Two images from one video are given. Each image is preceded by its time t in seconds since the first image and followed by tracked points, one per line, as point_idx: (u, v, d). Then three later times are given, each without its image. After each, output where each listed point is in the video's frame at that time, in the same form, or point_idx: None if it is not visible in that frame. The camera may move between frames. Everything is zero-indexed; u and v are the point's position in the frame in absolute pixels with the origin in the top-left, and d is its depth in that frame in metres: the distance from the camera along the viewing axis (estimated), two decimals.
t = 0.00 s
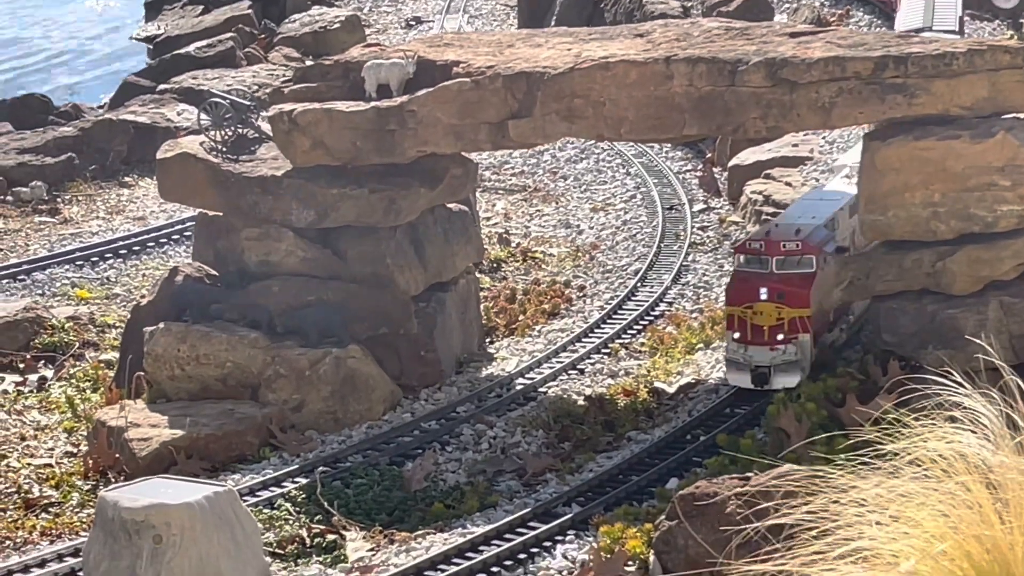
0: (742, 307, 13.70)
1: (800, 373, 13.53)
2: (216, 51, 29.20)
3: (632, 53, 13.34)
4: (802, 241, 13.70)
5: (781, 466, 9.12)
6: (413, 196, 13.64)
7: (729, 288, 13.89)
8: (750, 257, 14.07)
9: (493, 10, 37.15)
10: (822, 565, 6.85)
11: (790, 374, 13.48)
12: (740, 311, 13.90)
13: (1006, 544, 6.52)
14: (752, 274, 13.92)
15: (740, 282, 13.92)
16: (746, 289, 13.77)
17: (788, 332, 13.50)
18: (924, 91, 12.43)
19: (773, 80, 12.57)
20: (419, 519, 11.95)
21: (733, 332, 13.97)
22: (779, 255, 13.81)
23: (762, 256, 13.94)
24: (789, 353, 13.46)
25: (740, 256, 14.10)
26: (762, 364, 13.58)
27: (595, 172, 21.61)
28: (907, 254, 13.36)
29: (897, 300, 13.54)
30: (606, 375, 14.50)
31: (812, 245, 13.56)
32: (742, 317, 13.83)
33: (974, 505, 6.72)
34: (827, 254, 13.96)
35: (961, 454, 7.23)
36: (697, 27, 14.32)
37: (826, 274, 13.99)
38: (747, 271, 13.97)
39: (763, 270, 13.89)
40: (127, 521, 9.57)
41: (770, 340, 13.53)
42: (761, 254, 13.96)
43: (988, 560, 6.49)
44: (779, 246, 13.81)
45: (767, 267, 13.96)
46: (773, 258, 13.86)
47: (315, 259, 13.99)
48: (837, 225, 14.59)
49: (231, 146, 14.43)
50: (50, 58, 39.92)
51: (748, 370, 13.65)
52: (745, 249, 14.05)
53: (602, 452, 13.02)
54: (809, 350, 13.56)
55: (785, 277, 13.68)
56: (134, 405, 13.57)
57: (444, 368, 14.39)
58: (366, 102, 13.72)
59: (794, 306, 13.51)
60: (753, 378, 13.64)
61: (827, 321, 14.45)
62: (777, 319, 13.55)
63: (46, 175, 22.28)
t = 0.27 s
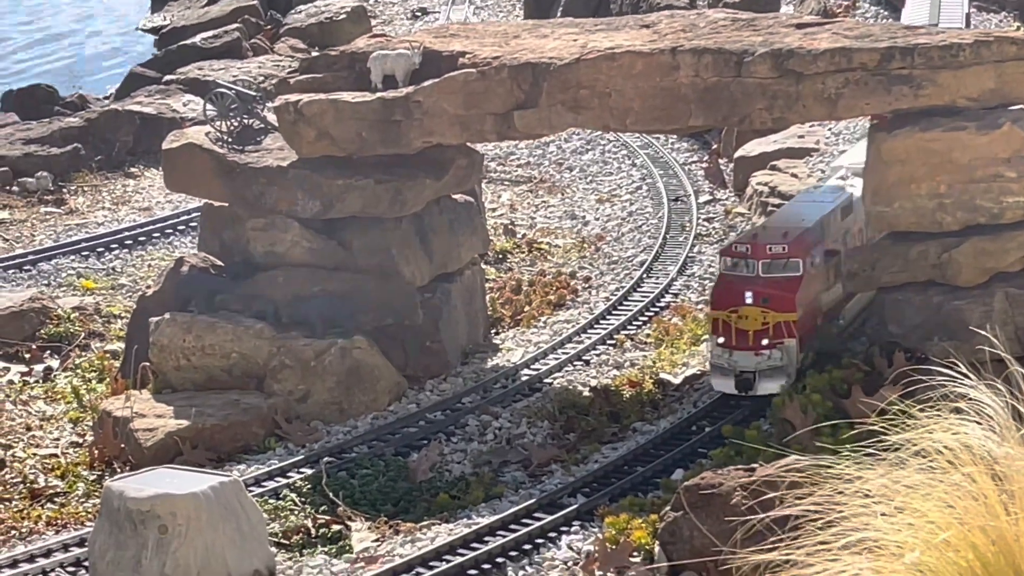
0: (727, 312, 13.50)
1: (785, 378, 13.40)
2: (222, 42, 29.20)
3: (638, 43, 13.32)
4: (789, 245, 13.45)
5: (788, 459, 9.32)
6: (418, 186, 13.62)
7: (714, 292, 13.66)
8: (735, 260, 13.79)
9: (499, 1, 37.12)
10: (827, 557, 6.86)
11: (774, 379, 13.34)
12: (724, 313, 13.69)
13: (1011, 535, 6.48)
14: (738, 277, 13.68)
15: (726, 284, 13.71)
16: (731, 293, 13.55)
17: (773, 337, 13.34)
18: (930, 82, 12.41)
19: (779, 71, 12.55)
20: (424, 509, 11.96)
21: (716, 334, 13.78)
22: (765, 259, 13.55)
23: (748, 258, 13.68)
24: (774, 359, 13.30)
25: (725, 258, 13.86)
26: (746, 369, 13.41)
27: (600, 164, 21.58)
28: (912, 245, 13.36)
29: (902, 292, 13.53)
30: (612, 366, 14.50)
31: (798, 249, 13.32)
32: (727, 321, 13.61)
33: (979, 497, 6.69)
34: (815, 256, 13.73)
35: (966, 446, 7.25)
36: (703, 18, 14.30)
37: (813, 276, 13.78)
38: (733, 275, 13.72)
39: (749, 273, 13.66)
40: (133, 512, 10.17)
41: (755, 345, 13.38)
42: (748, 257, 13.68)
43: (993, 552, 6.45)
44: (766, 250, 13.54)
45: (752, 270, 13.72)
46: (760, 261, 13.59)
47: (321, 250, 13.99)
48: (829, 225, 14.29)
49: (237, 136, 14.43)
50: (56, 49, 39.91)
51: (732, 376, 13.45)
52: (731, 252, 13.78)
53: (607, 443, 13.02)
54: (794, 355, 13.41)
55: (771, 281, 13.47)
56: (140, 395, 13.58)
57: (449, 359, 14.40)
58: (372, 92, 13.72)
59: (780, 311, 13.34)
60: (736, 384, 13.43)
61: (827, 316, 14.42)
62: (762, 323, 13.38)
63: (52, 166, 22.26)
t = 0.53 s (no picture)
0: (713, 313, 13.49)
1: (771, 382, 13.25)
2: (230, 32, 29.19)
3: (646, 33, 13.30)
4: (777, 247, 13.51)
5: (796, 450, 9.45)
6: (427, 175, 13.61)
7: (701, 294, 13.69)
8: (723, 262, 13.87)
9: None
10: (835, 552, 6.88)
11: (761, 383, 13.18)
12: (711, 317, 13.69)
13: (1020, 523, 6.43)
14: (725, 280, 13.73)
15: (713, 288, 13.71)
16: (718, 294, 13.57)
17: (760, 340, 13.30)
18: (939, 71, 12.39)
19: (787, 60, 12.53)
20: (433, 499, 11.98)
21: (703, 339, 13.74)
22: (753, 261, 13.62)
23: (736, 260, 13.75)
24: (762, 362, 13.18)
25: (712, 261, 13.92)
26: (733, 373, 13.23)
27: (609, 153, 21.54)
28: (921, 234, 13.35)
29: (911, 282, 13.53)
30: (620, 355, 14.50)
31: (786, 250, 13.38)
32: (713, 324, 13.59)
33: (988, 486, 6.66)
34: (802, 260, 13.77)
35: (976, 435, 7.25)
36: (712, 7, 14.28)
37: (800, 281, 13.79)
38: (720, 277, 13.77)
39: (736, 275, 13.73)
40: (142, 501, 10.30)
41: (741, 347, 13.31)
42: (735, 258, 13.76)
43: (1003, 541, 6.40)
44: (753, 252, 13.62)
45: (739, 273, 13.77)
46: (747, 263, 13.67)
47: (329, 239, 13.99)
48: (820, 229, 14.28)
49: (245, 125, 14.38)
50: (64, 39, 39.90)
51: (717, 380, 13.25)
52: (719, 254, 13.86)
53: (615, 432, 13.03)
54: (780, 359, 13.30)
55: (758, 283, 13.51)
56: (149, 384, 13.61)
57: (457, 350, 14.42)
58: (380, 82, 13.71)
59: (767, 313, 13.32)
60: (722, 388, 13.23)
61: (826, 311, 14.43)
62: (749, 326, 13.36)
63: (61, 155, 22.24)
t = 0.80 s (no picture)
0: (698, 317, 13.26)
1: (758, 386, 12.94)
2: (241, 21, 29.18)
3: (657, 22, 13.26)
4: (764, 248, 13.21)
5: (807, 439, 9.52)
6: (437, 164, 13.58)
7: (686, 297, 13.44)
8: (709, 263, 13.61)
9: None
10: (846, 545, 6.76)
11: (747, 388, 12.87)
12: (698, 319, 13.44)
13: None
14: (711, 282, 13.47)
15: (699, 289, 13.45)
16: (703, 297, 13.32)
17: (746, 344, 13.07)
18: (949, 60, 12.38)
19: (798, 49, 12.51)
20: (443, 488, 12.01)
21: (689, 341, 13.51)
22: (739, 263, 13.36)
23: (723, 262, 13.48)
24: (747, 367, 12.91)
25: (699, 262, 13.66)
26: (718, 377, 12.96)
27: (619, 142, 21.48)
28: (931, 223, 13.35)
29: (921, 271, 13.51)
30: (630, 344, 14.50)
31: (772, 252, 13.08)
32: (699, 327, 13.35)
33: (998, 475, 6.68)
34: (792, 261, 13.46)
35: (986, 426, 7.25)
36: None
37: (791, 282, 13.50)
38: (706, 280, 13.52)
39: (723, 277, 13.47)
40: (153, 490, 10.35)
41: (727, 352, 13.09)
42: (722, 260, 13.50)
43: (1012, 530, 6.43)
44: (739, 253, 13.34)
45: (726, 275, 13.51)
46: (734, 265, 13.40)
47: (339, 228, 14.01)
48: (816, 226, 13.98)
49: (256, 115, 14.41)
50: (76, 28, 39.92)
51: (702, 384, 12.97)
52: (704, 255, 13.61)
53: (626, 421, 13.04)
54: (767, 363, 13.01)
55: (744, 286, 13.25)
56: (159, 373, 13.65)
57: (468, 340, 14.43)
58: (390, 70, 13.72)
59: (753, 316, 13.06)
60: (707, 393, 12.93)
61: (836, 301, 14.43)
62: (735, 329, 13.13)
63: (72, 144, 22.24)
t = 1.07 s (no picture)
0: (684, 319, 12.99)
1: (744, 389, 12.78)
2: (252, 8, 29.13)
3: (670, 9, 13.18)
4: (752, 249, 12.90)
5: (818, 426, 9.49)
6: (449, 152, 13.59)
7: (673, 298, 13.17)
8: (698, 264, 13.31)
9: None
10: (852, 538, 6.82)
11: (733, 391, 12.71)
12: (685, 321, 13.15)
13: None
14: (699, 283, 13.18)
15: (686, 291, 13.16)
16: (690, 299, 13.04)
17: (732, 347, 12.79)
18: (963, 48, 12.35)
19: (810, 37, 12.43)
20: (454, 476, 12.03)
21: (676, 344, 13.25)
22: (727, 264, 13.07)
23: (711, 263, 13.18)
24: (732, 370, 12.67)
25: (687, 263, 13.39)
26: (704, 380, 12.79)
27: (631, 130, 21.38)
28: (943, 212, 13.33)
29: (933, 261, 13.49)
30: (642, 333, 14.47)
31: (759, 253, 12.76)
32: (685, 329, 13.08)
33: (1011, 464, 6.60)
34: (783, 261, 13.11)
35: (999, 413, 7.23)
36: None
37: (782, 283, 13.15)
38: (694, 281, 13.23)
39: (711, 279, 13.18)
40: (165, 478, 10.55)
41: (713, 354, 12.85)
42: (709, 261, 13.21)
43: None
44: (727, 255, 13.05)
45: (715, 276, 13.23)
46: (723, 266, 13.10)
47: (351, 215, 14.02)
48: (810, 226, 13.65)
49: (268, 102, 14.42)
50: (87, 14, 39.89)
51: (688, 387, 12.84)
52: (693, 256, 13.33)
53: (637, 410, 13.04)
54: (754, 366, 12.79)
55: (731, 288, 12.95)
56: (171, 360, 13.67)
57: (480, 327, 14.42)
58: (402, 58, 13.71)
59: (740, 319, 12.77)
60: (693, 396, 12.81)
61: (848, 290, 14.42)
62: (721, 332, 12.85)
63: (83, 131, 22.24)
